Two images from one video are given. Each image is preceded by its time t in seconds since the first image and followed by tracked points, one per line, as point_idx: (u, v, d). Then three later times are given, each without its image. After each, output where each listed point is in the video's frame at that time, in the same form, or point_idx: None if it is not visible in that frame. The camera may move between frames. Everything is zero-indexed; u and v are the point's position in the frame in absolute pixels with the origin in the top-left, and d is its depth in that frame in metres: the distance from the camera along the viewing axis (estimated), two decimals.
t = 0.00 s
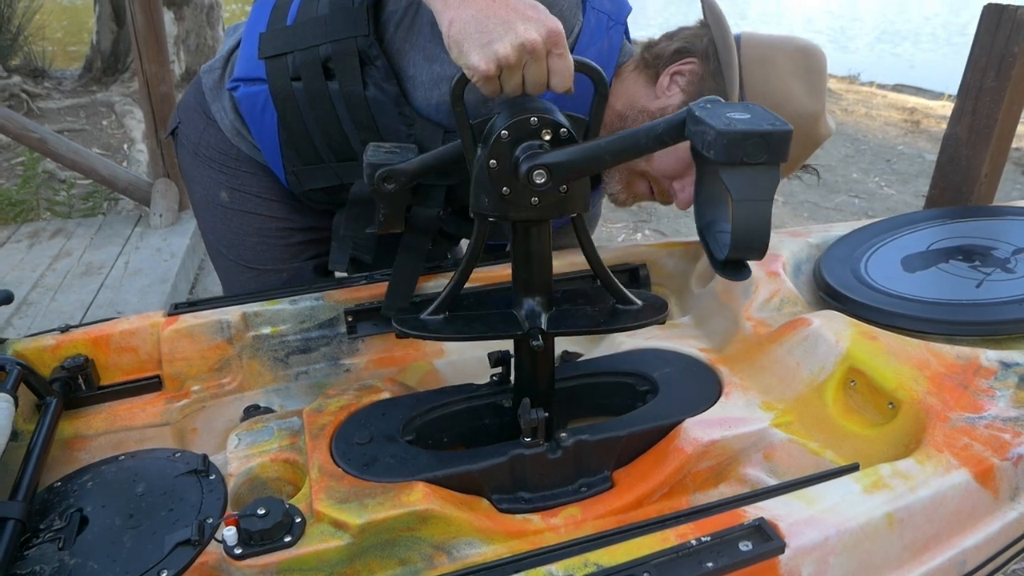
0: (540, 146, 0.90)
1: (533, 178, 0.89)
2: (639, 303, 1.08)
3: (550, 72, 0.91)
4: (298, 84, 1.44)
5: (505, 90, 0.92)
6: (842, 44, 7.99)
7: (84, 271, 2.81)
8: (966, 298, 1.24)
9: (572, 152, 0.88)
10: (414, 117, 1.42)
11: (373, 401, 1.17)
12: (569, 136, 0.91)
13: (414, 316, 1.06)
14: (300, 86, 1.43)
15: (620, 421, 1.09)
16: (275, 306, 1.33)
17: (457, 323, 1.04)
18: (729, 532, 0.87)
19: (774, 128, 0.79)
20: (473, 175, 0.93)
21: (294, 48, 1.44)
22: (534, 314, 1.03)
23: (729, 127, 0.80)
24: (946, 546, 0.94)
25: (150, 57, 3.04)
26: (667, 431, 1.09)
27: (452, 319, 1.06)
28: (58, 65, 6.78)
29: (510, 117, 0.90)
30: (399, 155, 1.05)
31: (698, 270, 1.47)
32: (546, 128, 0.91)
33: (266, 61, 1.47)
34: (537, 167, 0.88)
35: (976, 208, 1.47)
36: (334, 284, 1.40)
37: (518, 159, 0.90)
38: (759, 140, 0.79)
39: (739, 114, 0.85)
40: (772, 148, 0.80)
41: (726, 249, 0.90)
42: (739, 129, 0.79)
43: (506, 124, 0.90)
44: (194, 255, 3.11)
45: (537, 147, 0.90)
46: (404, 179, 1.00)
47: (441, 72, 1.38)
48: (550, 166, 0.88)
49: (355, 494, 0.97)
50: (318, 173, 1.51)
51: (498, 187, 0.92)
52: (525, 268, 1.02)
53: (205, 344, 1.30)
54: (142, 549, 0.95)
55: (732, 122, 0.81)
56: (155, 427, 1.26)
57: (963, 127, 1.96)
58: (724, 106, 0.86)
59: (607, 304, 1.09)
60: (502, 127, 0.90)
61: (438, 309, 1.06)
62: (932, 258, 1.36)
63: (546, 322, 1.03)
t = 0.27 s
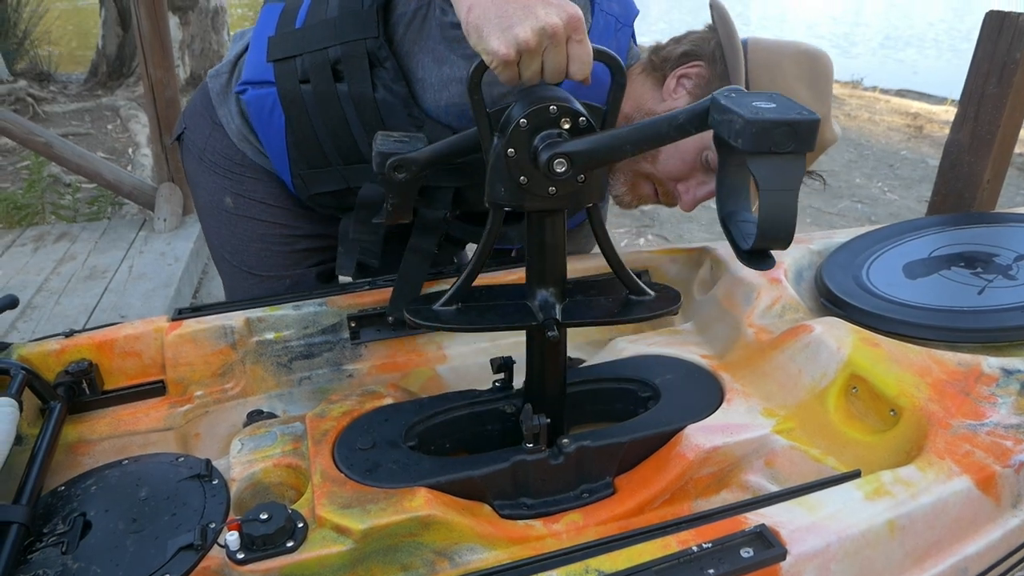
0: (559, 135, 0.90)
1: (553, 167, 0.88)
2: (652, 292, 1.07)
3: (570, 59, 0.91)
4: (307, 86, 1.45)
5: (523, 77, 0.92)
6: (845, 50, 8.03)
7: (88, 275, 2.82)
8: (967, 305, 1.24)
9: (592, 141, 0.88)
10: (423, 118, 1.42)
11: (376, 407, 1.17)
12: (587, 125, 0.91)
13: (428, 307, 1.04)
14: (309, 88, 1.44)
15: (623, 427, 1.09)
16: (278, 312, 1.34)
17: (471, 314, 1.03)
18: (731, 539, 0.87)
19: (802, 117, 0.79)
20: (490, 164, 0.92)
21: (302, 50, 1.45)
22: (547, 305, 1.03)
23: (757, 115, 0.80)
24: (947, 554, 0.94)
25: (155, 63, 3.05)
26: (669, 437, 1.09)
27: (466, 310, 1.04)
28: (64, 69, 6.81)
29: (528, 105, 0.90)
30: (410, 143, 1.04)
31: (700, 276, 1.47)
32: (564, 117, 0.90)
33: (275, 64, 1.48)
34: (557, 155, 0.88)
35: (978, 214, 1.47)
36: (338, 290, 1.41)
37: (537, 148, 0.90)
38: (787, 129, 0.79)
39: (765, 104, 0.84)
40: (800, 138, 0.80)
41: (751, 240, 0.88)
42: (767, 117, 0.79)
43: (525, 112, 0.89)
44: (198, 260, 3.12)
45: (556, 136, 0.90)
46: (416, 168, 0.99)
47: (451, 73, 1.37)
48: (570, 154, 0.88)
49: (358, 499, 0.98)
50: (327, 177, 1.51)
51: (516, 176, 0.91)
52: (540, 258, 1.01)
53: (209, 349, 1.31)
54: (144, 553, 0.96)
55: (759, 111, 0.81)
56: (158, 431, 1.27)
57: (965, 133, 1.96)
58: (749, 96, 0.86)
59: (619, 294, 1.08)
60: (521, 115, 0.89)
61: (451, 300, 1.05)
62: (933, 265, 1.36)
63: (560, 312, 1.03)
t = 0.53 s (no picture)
0: (565, 90, 0.89)
1: (556, 121, 0.87)
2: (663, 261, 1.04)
3: (577, 9, 0.91)
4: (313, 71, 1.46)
5: (530, 29, 0.92)
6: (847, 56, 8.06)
7: (92, 280, 2.82)
8: (970, 310, 1.24)
9: (597, 93, 0.87)
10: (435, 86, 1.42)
11: (378, 412, 1.17)
12: (595, 81, 0.90)
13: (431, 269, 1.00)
14: (314, 73, 1.45)
15: (625, 433, 1.10)
16: (282, 317, 1.35)
17: (477, 276, 0.99)
18: (733, 544, 0.87)
19: (813, 67, 0.72)
20: (495, 120, 0.91)
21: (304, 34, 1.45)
22: (554, 268, 0.99)
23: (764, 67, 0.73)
24: (952, 560, 0.94)
25: (159, 68, 3.06)
26: (671, 443, 1.09)
27: (471, 272, 1.00)
28: (69, 73, 6.85)
29: (532, 61, 0.89)
30: (419, 103, 1.04)
31: (702, 281, 1.47)
32: (570, 72, 0.89)
33: (278, 52, 1.48)
34: (560, 109, 0.87)
35: (981, 219, 1.47)
36: (341, 296, 1.42)
37: (541, 104, 0.88)
38: (797, 81, 0.73)
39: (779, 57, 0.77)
40: (812, 90, 0.73)
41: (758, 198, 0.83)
42: (775, 69, 0.73)
43: (529, 67, 0.88)
44: (201, 264, 3.12)
45: (561, 91, 0.88)
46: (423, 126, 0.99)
47: (460, 37, 1.37)
48: (574, 109, 0.87)
49: (360, 504, 0.98)
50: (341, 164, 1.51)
51: (521, 131, 0.90)
52: (548, 220, 0.98)
53: (212, 354, 1.31)
54: (148, 558, 0.96)
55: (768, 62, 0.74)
56: (161, 436, 1.27)
57: (967, 139, 1.96)
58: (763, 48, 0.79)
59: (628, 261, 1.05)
60: (525, 69, 0.88)
61: (456, 262, 1.00)
62: (936, 270, 1.36)
63: (567, 278, 0.99)
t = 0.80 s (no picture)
0: (573, 26, 0.86)
1: (568, 57, 0.84)
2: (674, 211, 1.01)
3: None
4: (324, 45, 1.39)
5: None
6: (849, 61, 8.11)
7: (94, 284, 2.83)
8: (973, 315, 1.23)
9: (608, 28, 0.84)
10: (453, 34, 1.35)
11: (380, 417, 1.17)
12: (604, 18, 0.87)
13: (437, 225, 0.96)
14: (329, 46, 1.38)
15: (628, 438, 1.09)
16: (284, 322, 1.35)
17: (484, 231, 0.95)
18: (736, 550, 0.87)
19: None
20: (501, 63, 0.88)
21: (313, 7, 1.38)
22: (564, 218, 0.96)
23: None
24: (955, 566, 0.93)
25: (162, 72, 3.07)
26: (674, 448, 1.09)
27: (477, 227, 0.96)
28: (72, 78, 6.88)
29: None
30: (418, 60, 1.04)
31: (706, 286, 1.46)
32: (578, 8, 0.86)
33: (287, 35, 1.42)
34: (572, 44, 0.84)
35: (983, 224, 1.47)
36: (343, 300, 1.42)
37: (550, 43, 0.85)
38: None
39: None
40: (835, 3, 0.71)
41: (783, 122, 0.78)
42: None
43: (536, 3, 0.85)
44: (203, 269, 3.13)
45: (569, 28, 0.85)
46: (425, 81, 0.99)
47: None
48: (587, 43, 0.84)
49: (362, 510, 0.98)
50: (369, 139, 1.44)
51: (529, 72, 0.87)
52: (558, 169, 0.96)
53: (214, 359, 1.31)
54: (149, 564, 0.96)
55: None
56: (163, 441, 1.26)
57: (969, 144, 1.96)
58: None
59: (638, 214, 1.02)
60: (533, 6, 0.85)
61: (461, 217, 0.97)
62: (939, 275, 1.36)
63: (577, 227, 0.96)
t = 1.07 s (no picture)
0: None
1: None
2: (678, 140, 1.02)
3: None
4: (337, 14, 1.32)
5: None
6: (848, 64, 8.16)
7: (94, 286, 2.83)
8: (974, 318, 1.23)
9: None
10: None
11: (381, 419, 1.17)
12: None
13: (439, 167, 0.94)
14: (344, 18, 1.30)
15: (629, 441, 1.09)
16: (284, 324, 1.35)
17: (488, 168, 0.93)
18: (738, 553, 0.86)
19: None
20: None
21: None
22: (570, 150, 0.95)
23: None
24: (956, 569, 0.93)
25: (162, 74, 3.07)
26: (674, 451, 1.09)
27: (481, 165, 0.95)
28: (72, 81, 6.89)
29: None
30: None
31: (707, 289, 1.46)
32: None
33: (300, 16, 1.37)
34: None
35: (983, 227, 1.47)
36: (343, 302, 1.42)
37: None
38: None
39: None
40: None
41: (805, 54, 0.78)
42: None
43: None
44: (203, 271, 3.13)
45: None
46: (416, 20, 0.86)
47: None
48: None
49: (363, 513, 0.97)
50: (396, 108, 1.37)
51: None
52: (562, 102, 0.95)
53: (214, 361, 1.31)
54: (148, 567, 0.96)
55: None
56: (163, 444, 1.26)
57: (969, 147, 1.96)
58: None
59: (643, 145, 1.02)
60: None
61: (462, 158, 0.95)
62: (939, 278, 1.36)
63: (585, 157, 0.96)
